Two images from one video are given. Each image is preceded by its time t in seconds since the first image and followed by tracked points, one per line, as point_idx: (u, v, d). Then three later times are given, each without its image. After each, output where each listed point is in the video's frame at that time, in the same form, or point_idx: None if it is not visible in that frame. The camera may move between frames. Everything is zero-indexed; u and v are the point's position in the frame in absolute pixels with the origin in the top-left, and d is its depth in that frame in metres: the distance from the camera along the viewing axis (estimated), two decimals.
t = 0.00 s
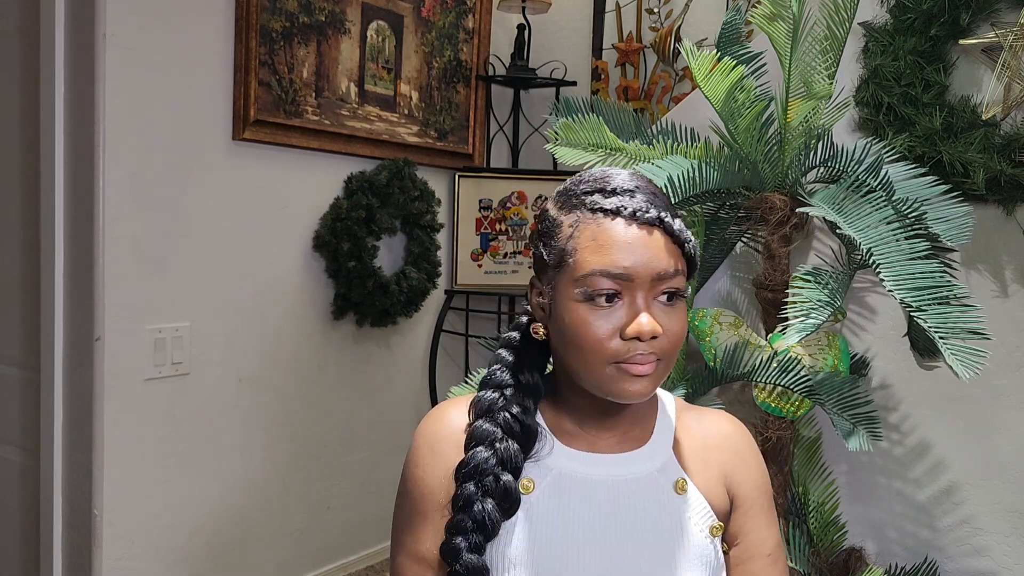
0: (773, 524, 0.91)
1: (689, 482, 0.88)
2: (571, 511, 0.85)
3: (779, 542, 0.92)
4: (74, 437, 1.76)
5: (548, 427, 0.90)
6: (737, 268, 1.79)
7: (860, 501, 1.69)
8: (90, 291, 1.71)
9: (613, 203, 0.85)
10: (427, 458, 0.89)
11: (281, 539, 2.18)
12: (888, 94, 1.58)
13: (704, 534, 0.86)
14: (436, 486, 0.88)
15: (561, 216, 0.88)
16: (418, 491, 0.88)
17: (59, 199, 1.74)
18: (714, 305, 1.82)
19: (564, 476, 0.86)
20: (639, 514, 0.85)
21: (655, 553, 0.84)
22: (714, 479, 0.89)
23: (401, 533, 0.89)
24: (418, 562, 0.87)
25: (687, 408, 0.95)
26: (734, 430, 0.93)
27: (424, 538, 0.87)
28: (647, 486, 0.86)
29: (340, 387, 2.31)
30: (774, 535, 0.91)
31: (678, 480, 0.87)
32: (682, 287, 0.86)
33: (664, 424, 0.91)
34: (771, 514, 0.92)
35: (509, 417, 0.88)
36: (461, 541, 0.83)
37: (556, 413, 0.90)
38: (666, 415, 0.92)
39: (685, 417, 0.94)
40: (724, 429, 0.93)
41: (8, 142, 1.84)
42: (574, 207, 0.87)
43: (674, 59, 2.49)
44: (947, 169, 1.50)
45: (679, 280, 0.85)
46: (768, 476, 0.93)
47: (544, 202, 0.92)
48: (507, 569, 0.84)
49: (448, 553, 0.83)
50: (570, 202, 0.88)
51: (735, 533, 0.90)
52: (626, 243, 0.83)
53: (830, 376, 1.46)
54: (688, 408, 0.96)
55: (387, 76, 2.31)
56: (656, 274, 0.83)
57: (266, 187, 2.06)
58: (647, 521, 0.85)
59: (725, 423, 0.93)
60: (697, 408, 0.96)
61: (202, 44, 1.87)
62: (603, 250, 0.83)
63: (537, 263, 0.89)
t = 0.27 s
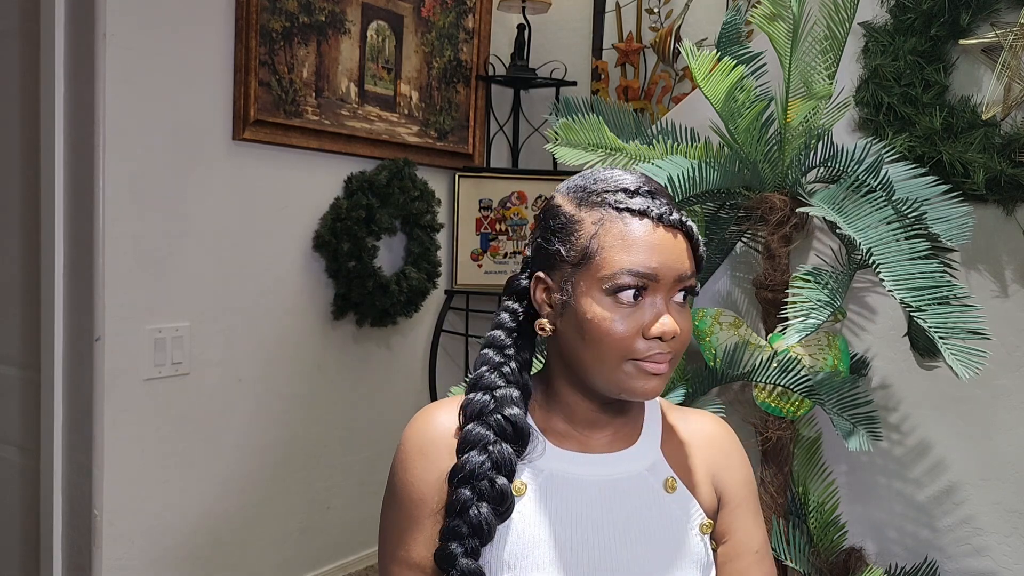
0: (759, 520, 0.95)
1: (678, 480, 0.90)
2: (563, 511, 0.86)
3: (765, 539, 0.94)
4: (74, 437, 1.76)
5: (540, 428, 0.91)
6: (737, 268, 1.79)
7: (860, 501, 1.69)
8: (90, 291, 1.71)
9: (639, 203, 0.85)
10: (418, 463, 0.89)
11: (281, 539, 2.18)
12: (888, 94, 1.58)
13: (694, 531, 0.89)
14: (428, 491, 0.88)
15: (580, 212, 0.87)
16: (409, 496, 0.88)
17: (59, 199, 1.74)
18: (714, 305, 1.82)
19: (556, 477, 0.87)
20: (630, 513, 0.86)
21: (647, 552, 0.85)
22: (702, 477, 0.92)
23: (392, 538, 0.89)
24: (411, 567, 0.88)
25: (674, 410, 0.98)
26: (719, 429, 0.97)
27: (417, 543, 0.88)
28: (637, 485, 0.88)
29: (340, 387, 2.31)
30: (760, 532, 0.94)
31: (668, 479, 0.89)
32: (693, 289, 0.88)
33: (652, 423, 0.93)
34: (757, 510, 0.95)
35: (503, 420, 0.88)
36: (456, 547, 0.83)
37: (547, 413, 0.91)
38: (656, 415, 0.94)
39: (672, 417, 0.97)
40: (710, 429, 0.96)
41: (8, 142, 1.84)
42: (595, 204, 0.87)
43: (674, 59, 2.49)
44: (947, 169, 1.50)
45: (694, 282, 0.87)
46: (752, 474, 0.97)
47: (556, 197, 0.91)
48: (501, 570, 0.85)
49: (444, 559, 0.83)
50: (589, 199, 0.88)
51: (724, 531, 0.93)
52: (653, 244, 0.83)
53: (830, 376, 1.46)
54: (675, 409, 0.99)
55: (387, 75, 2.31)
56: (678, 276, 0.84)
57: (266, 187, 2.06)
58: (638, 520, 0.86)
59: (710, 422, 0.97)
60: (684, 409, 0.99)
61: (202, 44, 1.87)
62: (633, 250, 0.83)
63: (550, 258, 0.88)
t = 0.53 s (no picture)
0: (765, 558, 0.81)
1: (649, 498, 0.84)
2: (516, 514, 0.87)
3: None
4: (74, 437, 1.76)
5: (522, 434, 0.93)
6: (737, 268, 1.78)
7: (860, 502, 1.69)
8: (89, 291, 1.71)
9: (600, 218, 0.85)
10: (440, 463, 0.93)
11: (281, 539, 2.18)
12: (889, 94, 1.58)
13: (660, 551, 0.82)
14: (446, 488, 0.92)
15: (550, 221, 0.83)
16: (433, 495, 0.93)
17: (58, 199, 1.74)
18: (714, 305, 1.82)
19: (517, 480, 0.89)
20: (586, 525, 0.84)
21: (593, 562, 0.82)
22: (685, 499, 0.83)
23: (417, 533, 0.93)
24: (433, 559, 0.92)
25: (685, 420, 0.89)
26: (734, 448, 0.85)
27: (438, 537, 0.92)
28: (594, 496, 0.85)
29: (339, 387, 2.31)
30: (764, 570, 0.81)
31: (633, 495, 0.84)
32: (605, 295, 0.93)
33: (638, 432, 0.88)
34: (771, 541, 0.82)
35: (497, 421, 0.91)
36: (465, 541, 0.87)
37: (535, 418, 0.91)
38: (646, 424, 0.89)
39: (673, 429, 0.88)
40: (716, 445, 0.85)
41: (8, 143, 1.83)
42: (570, 209, 0.84)
43: (675, 59, 2.49)
44: (947, 169, 1.50)
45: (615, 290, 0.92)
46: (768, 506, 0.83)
47: (509, 203, 0.84)
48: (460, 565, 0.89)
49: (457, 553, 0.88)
50: (560, 204, 0.84)
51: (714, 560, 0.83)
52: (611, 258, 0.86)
53: (830, 376, 1.45)
54: (689, 418, 0.89)
55: (387, 75, 2.30)
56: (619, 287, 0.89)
57: (266, 187, 2.05)
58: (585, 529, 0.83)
59: (722, 438, 0.86)
60: (698, 419, 0.89)
61: (202, 45, 1.87)
62: (599, 265, 0.85)
63: (500, 284, 0.82)
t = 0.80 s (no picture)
0: (776, 559, 0.81)
1: (660, 496, 0.84)
2: (528, 512, 0.88)
3: None
4: (74, 437, 1.76)
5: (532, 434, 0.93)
6: (737, 268, 1.78)
7: (860, 502, 1.69)
8: (89, 291, 1.71)
9: (573, 223, 0.84)
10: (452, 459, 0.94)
11: (280, 539, 2.18)
12: (889, 94, 1.57)
13: (671, 551, 0.82)
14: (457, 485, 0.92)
15: (526, 240, 0.82)
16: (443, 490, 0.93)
17: (58, 199, 1.74)
18: (714, 305, 1.82)
19: (530, 478, 0.90)
20: (599, 524, 0.84)
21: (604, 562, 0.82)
22: (696, 498, 0.83)
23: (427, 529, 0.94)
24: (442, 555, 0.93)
25: (698, 420, 0.89)
26: (746, 448, 0.84)
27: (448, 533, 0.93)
28: (607, 494, 0.85)
29: (339, 387, 2.31)
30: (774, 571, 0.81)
31: (645, 494, 0.84)
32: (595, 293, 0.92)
33: (649, 431, 0.88)
34: (782, 542, 0.81)
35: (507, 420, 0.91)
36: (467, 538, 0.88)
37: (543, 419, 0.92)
38: (658, 422, 0.89)
39: (685, 429, 0.88)
40: (727, 445, 0.85)
41: (8, 142, 1.83)
42: (545, 224, 0.83)
43: (675, 59, 2.49)
44: (947, 169, 1.50)
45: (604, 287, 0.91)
46: (779, 506, 0.82)
47: (482, 231, 0.83)
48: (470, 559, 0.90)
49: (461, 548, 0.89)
50: (534, 221, 0.83)
51: (725, 559, 0.83)
52: (594, 261, 0.85)
53: (830, 376, 1.45)
54: (702, 418, 0.89)
55: (387, 75, 2.30)
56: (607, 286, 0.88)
57: (266, 187, 2.05)
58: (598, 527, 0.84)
59: (733, 438, 0.85)
60: (711, 419, 0.89)
61: (202, 44, 1.87)
62: (583, 273, 0.84)
63: (486, 316, 0.81)
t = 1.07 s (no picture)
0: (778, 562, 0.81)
1: (664, 498, 0.84)
2: (532, 511, 0.88)
3: None
4: (74, 436, 1.76)
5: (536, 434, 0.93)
6: (737, 268, 1.78)
7: (860, 502, 1.69)
8: (89, 290, 1.71)
9: (585, 225, 0.84)
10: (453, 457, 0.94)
11: (280, 539, 2.18)
12: (889, 94, 1.57)
13: (675, 552, 0.82)
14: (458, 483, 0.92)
15: (538, 246, 0.82)
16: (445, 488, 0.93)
17: (59, 199, 1.74)
18: (714, 305, 1.81)
19: (534, 476, 0.89)
20: (604, 524, 0.84)
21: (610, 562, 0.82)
22: (700, 500, 0.84)
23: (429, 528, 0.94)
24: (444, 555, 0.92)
25: (702, 423, 0.89)
26: (749, 452, 0.84)
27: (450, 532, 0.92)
28: (613, 493, 0.85)
29: (339, 387, 2.31)
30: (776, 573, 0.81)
31: (650, 495, 0.84)
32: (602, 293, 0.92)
33: (653, 432, 0.88)
34: (785, 545, 0.81)
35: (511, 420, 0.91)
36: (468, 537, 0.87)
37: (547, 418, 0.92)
38: (661, 423, 0.89)
39: (689, 431, 0.88)
40: (730, 448, 0.85)
41: (8, 142, 1.83)
42: (557, 228, 0.83)
43: (675, 59, 2.49)
44: (947, 169, 1.50)
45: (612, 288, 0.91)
46: (783, 509, 0.82)
47: (493, 237, 0.82)
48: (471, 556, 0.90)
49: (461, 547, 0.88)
50: (545, 225, 0.83)
51: (727, 561, 0.83)
52: (605, 264, 0.85)
53: (830, 376, 1.45)
54: (706, 422, 0.89)
55: (387, 75, 2.30)
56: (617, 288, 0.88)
57: (266, 187, 2.05)
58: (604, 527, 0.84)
59: (737, 441, 0.85)
60: (715, 423, 0.89)
61: (202, 44, 1.87)
62: (594, 277, 0.84)
63: (500, 323, 0.81)
